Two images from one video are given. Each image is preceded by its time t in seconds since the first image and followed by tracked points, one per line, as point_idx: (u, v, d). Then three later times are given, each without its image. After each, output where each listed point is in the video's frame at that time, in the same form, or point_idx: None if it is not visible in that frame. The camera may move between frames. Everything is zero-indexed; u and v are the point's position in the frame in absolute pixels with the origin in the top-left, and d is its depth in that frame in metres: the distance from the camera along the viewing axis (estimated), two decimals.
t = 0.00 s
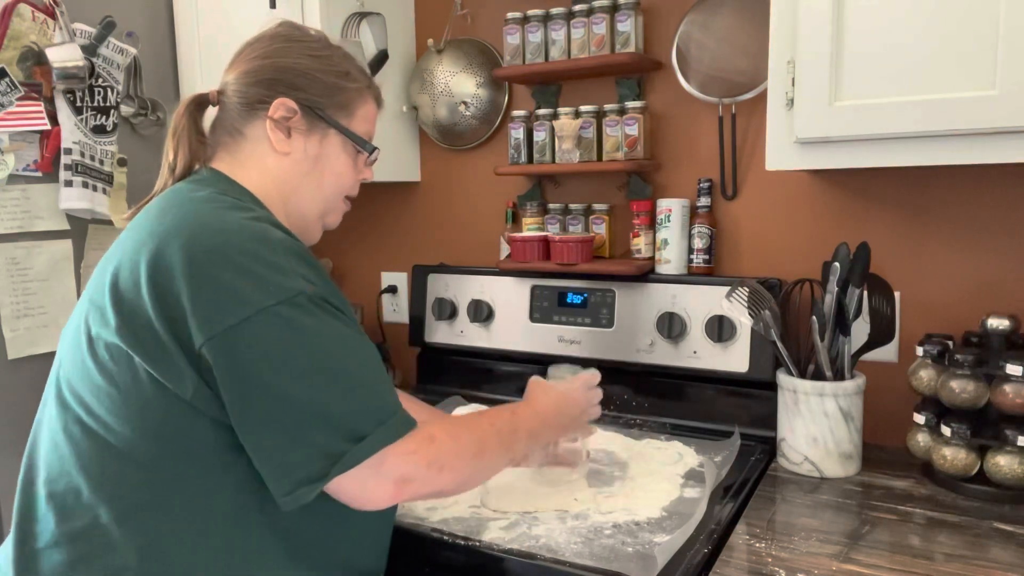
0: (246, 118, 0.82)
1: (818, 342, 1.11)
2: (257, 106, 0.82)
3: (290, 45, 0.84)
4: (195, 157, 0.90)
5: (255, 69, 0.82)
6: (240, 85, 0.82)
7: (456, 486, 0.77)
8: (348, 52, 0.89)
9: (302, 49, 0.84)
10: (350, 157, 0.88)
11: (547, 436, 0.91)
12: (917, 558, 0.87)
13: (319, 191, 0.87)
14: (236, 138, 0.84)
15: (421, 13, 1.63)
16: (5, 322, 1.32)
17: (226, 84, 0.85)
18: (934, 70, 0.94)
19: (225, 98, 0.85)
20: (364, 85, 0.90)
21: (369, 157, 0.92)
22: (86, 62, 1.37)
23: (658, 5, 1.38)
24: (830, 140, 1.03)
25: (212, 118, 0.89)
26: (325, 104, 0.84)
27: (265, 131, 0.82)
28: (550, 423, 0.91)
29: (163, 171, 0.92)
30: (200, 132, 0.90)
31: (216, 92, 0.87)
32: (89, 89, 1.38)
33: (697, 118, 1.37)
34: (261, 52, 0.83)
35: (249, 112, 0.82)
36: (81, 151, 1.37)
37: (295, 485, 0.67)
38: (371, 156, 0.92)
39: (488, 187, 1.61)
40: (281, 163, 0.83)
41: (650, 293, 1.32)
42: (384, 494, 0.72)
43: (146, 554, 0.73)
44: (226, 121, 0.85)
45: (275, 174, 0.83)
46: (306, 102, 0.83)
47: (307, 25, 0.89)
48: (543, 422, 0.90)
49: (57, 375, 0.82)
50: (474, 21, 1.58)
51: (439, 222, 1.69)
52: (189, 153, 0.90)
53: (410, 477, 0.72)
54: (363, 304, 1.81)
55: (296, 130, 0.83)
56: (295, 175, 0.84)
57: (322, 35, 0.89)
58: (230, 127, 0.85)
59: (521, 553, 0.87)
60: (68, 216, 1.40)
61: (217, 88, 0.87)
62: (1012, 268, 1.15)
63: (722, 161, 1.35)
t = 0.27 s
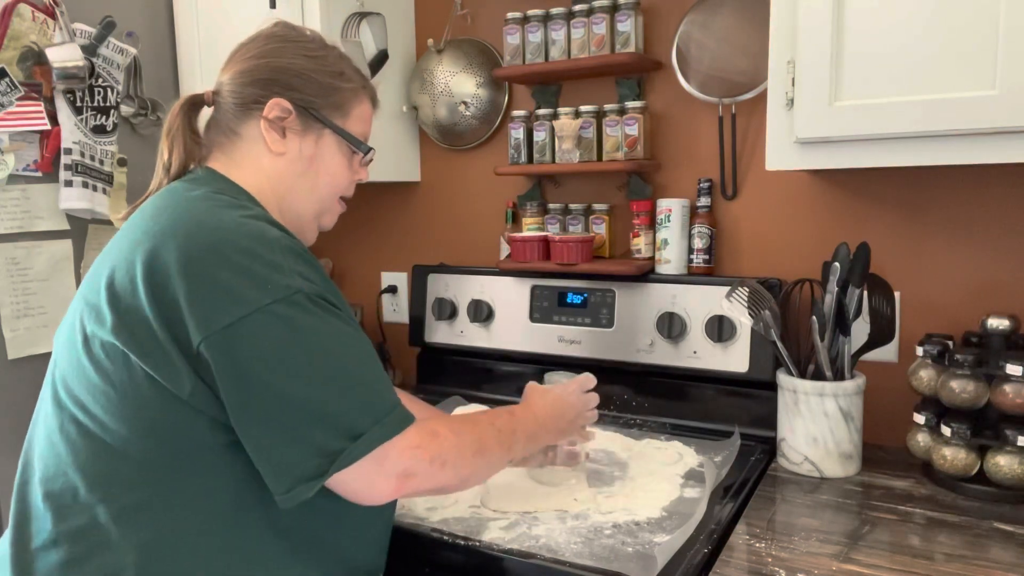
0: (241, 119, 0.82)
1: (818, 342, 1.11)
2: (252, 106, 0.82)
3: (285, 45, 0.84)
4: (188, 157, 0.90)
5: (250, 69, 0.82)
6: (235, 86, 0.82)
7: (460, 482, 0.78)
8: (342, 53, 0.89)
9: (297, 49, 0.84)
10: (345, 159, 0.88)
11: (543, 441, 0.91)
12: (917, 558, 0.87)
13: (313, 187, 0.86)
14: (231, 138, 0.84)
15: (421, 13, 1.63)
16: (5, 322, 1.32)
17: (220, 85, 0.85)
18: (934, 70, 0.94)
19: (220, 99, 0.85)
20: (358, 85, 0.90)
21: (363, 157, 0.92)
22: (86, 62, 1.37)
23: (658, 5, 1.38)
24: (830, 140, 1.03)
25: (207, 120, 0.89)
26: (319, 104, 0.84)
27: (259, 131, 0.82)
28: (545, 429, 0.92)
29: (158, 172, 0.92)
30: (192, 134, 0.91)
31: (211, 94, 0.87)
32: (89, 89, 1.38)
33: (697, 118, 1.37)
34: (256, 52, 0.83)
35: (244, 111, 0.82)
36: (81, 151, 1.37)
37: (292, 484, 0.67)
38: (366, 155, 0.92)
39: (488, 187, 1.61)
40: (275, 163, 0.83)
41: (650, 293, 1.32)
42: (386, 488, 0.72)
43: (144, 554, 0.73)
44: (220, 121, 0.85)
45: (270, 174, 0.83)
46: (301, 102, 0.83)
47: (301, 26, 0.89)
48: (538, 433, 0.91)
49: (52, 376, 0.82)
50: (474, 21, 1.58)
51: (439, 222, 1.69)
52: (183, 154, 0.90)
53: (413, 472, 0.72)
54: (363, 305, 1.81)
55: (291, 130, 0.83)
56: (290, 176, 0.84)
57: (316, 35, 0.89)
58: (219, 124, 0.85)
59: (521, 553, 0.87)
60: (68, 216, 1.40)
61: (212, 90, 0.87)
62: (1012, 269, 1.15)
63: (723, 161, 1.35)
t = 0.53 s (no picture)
0: (250, 122, 0.82)
1: (818, 342, 1.11)
2: (261, 110, 0.82)
3: (292, 49, 0.84)
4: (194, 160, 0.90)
5: (257, 73, 0.82)
6: (242, 90, 0.83)
7: (457, 482, 0.77)
8: (349, 56, 0.89)
9: (304, 53, 0.84)
10: (353, 161, 0.88)
11: (543, 442, 0.90)
12: (917, 558, 0.87)
13: (319, 190, 0.86)
14: (239, 141, 0.84)
15: (421, 13, 1.63)
16: (5, 322, 1.32)
17: (228, 91, 0.85)
18: (934, 70, 0.94)
19: (228, 105, 0.85)
20: (365, 88, 0.90)
21: (371, 159, 0.92)
22: (86, 62, 1.37)
23: (658, 5, 1.38)
24: (830, 140, 1.03)
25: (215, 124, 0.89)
26: (327, 108, 0.84)
27: (268, 135, 0.82)
28: (546, 431, 0.91)
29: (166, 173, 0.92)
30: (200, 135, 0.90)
31: (218, 98, 0.87)
32: (89, 89, 1.38)
33: (697, 118, 1.37)
34: (263, 57, 0.83)
35: (252, 116, 0.82)
36: (81, 151, 1.37)
37: (294, 481, 0.67)
38: (373, 158, 0.92)
39: (488, 187, 1.61)
40: (284, 166, 0.83)
41: (650, 292, 1.32)
42: (383, 488, 0.72)
43: (147, 551, 0.73)
44: (229, 125, 0.85)
45: (275, 175, 0.83)
46: (308, 105, 0.83)
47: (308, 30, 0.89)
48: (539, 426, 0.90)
49: (55, 374, 0.82)
50: (474, 21, 1.58)
51: (439, 222, 1.69)
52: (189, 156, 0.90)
53: (410, 472, 0.72)
54: (363, 305, 1.81)
55: (299, 133, 0.83)
56: (298, 179, 0.84)
57: (323, 38, 0.88)
58: (227, 127, 0.85)
59: (521, 553, 0.87)
60: (68, 216, 1.40)
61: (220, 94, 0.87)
62: (1013, 269, 1.15)
63: (722, 161, 1.35)
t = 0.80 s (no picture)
0: (260, 127, 0.82)
1: (818, 342, 1.11)
2: (273, 115, 0.82)
3: (306, 56, 0.84)
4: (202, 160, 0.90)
5: (271, 78, 0.82)
6: (255, 94, 0.82)
7: (456, 482, 0.78)
8: (363, 66, 0.90)
9: (318, 60, 0.84)
10: (361, 170, 0.88)
11: (543, 452, 0.91)
12: (917, 558, 0.87)
13: (327, 197, 0.86)
14: (248, 144, 0.84)
15: (421, 13, 1.63)
16: (5, 322, 1.32)
17: (241, 93, 0.85)
18: (935, 70, 0.94)
19: (241, 106, 0.85)
20: (378, 99, 0.90)
21: (379, 170, 0.92)
22: (86, 62, 1.37)
23: (658, 6, 1.38)
24: (830, 140, 1.03)
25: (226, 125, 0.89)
26: (339, 116, 0.84)
27: (278, 140, 0.82)
28: (546, 442, 0.91)
29: (171, 173, 0.92)
30: (209, 137, 0.91)
31: (232, 101, 0.87)
32: (89, 89, 1.38)
33: (697, 118, 1.37)
34: (277, 63, 0.84)
35: (264, 120, 0.82)
36: (81, 151, 1.37)
37: (301, 471, 0.67)
38: (381, 169, 0.92)
39: (488, 187, 1.61)
40: (294, 172, 0.83)
41: (650, 292, 1.32)
42: (383, 477, 0.72)
43: (148, 549, 0.73)
44: (240, 127, 0.85)
45: (281, 178, 0.83)
46: (320, 113, 0.83)
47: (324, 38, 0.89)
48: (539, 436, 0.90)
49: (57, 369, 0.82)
50: (474, 21, 1.58)
51: (439, 222, 1.69)
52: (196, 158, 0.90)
53: (411, 462, 0.73)
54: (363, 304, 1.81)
55: (309, 140, 0.83)
56: (307, 184, 0.84)
57: (337, 47, 0.89)
58: (240, 130, 0.85)
59: (522, 553, 0.87)
60: (68, 216, 1.40)
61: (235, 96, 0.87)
62: (1012, 269, 1.15)
63: (722, 161, 1.35)
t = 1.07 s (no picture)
0: (279, 134, 0.83)
1: (818, 342, 1.11)
2: (291, 123, 0.82)
3: (327, 65, 0.84)
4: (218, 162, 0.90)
5: (292, 86, 0.82)
6: (275, 102, 0.83)
7: (454, 492, 0.77)
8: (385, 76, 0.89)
9: (339, 70, 0.84)
10: (377, 180, 0.88)
11: (542, 464, 0.91)
12: (917, 558, 0.87)
13: (342, 208, 0.86)
14: (266, 150, 0.85)
15: (422, 13, 1.63)
16: (5, 322, 1.32)
17: (261, 99, 0.85)
18: (935, 70, 0.94)
19: (260, 112, 0.85)
20: (397, 109, 0.89)
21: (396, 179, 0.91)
22: (86, 62, 1.37)
23: (658, 6, 1.38)
24: (830, 140, 1.03)
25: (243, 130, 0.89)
26: (357, 126, 0.84)
27: (296, 148, 0.82)
28: (544, 451, 0.91)
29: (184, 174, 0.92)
30: (225, 140, 0.91)
31: (251, 106, 0.87)
32: (89, 89, 1.38)
33: (697, 118, 1.37)
34: (298, 70, 0.83)
35: (283, 128, 0.82)
36: (81, 151, 1.37)
37: (305, 476, 0.67)
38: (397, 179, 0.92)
39: (489, 187, 1.61)
40: (311, 180, 0.83)
41: (650, 292, 1.32)
42: (382, 485, 0.72)
43: (145, 550, 0.73)
44: (258, 133, 0.85)
45: (295, 185, 0.83)
46: (339, 123, 0.83)
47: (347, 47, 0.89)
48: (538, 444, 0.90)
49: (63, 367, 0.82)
50: (474, 21, 1.58)
51: (439, 222, 1.69)
52: (211, 159, 0.90)
53: (411, 471, 0.72)
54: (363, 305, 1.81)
55: (326, 149, 0.83)
56: (324, 193, 0.84)
57: (360, 56, 0.88)
58: (257, 136, 0.86)
59: (522, 553, 0.87)
60: (68, 216, 1.40)
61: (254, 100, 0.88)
62: (1012, 269, 1.15)
63: (722, 161, 1.35)
